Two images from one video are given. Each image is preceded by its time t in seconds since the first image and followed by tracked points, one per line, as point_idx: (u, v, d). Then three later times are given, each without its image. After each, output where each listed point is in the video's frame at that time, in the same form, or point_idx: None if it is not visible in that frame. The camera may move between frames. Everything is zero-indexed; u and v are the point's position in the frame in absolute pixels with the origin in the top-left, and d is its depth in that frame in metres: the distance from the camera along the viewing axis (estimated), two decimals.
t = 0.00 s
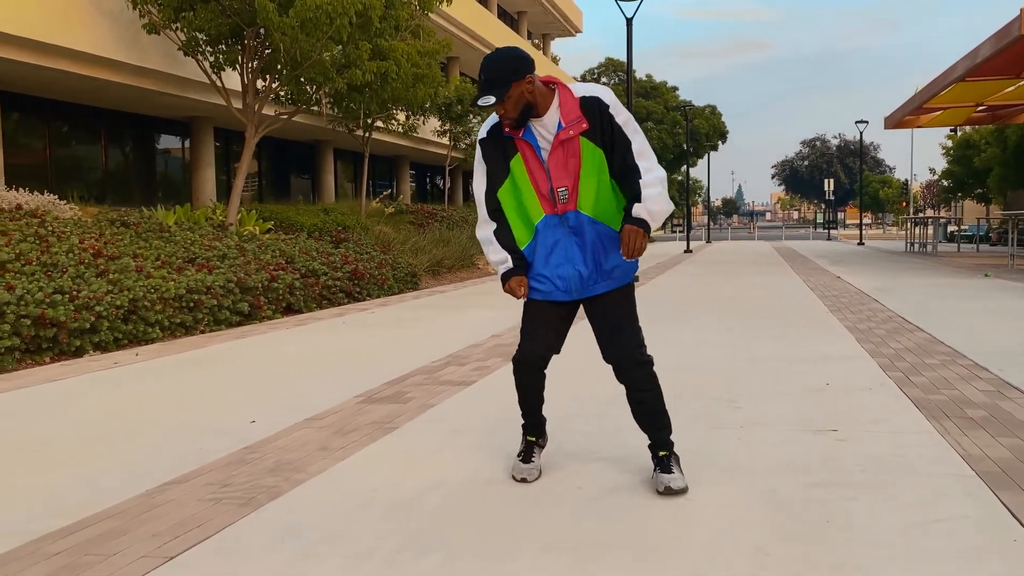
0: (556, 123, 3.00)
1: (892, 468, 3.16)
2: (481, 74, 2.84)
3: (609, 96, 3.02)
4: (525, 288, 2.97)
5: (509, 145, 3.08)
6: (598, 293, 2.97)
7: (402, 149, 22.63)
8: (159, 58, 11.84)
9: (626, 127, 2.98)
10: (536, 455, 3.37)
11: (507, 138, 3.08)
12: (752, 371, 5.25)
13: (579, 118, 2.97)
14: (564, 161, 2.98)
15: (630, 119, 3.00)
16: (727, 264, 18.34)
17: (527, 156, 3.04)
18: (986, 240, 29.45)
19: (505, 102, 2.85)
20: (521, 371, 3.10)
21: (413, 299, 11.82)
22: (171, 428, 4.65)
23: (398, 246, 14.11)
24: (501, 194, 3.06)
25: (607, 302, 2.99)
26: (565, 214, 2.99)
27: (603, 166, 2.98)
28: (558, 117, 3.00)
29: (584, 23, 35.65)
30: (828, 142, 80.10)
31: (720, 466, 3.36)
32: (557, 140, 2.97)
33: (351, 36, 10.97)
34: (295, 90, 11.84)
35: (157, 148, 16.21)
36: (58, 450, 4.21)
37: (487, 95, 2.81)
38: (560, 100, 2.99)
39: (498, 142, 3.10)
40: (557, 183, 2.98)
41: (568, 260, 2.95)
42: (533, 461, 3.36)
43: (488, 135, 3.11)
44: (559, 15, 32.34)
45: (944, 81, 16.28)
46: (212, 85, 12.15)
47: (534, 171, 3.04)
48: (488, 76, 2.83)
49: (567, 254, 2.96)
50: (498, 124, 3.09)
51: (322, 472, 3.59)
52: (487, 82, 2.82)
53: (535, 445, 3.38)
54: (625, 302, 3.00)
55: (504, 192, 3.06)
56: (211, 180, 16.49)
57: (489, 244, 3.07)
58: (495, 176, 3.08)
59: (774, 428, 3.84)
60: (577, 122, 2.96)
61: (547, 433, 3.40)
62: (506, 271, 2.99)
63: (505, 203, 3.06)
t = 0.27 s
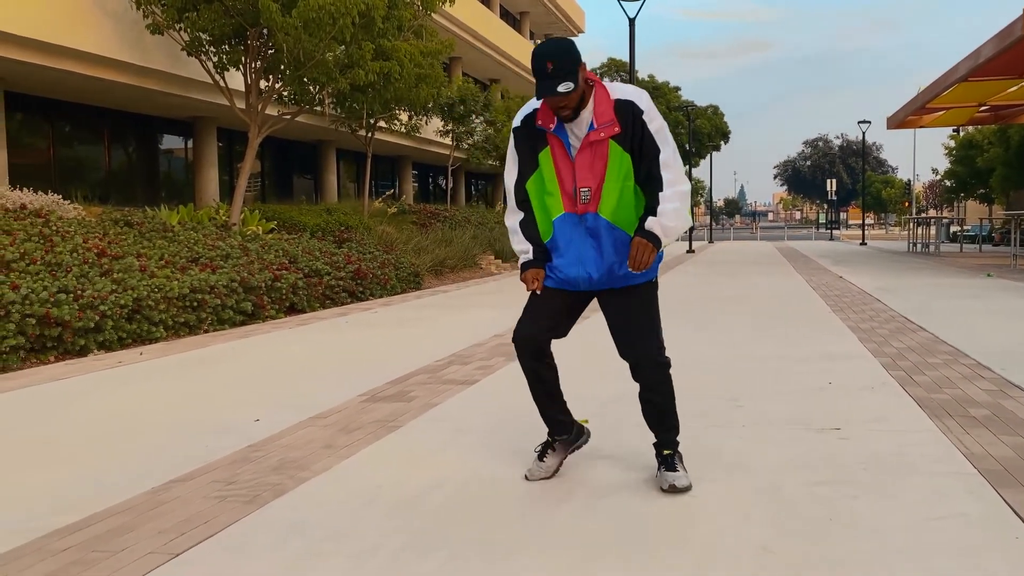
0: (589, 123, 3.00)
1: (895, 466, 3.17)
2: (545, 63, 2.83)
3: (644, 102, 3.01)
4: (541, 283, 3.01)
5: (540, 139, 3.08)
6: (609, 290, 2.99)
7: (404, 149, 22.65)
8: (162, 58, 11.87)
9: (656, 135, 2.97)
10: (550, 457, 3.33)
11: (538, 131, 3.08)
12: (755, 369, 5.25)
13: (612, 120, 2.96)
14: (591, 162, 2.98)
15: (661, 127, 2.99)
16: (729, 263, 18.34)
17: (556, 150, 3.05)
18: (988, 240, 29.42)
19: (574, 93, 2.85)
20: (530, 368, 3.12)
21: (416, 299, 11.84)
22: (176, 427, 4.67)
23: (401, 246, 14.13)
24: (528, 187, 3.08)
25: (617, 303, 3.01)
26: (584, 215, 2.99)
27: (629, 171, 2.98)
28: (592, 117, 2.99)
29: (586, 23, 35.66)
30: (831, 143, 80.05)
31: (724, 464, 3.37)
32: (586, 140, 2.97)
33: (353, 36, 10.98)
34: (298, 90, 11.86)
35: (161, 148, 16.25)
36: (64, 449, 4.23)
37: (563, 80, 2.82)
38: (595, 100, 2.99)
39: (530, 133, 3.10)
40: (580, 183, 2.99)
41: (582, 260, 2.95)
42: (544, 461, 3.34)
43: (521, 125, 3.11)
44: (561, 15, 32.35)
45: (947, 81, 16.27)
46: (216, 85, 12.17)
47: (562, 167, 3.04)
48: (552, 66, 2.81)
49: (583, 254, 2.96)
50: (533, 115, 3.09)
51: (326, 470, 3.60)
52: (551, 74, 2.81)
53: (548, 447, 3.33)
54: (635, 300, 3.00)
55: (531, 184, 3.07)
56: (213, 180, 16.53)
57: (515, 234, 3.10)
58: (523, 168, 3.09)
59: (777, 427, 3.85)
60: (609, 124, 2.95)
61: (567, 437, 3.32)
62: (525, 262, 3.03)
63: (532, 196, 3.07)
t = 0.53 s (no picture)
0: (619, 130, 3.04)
1: (894, 466, 3.19)
2: (610, 60, 2.88)
3: (677, 116, 3.01)
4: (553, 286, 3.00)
5: (568, 139, 3.11)
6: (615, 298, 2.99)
7: (406, 150, 22.68)
8: (164, 59, 11.90)
9: (681, 153, 2.97)
10: (560, 464, 3.35)
11: (567, 130, 3.11)
12: (757, 370, 5.27)
13: (642, 130, 2.98)
14: (615, 169, 3.01)
15: (687, 145, 2.98)
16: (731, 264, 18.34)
17: (581, 154, 3.09)
18: (990, 240, 29.40)
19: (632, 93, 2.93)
20: (541, 369, 3.14)
21: (417, 299, 11.87)
22: (178, 427, 4.68)
23: (402, 247, 14.15)
24: (551, 186, 3.10)
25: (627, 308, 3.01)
26: (601, 222, 2.99)
27: (649, 185, 2.98)
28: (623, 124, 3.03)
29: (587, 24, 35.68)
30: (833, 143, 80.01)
31: (724, 463, 3.38)
32: (614, 146, 3.00)
33: (355, 37, 11.01)
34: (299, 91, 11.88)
35: (163, 149, 16.28)
36: (68, 448, 4.25)
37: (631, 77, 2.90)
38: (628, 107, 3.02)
39: (559, 134, 3.13)
40: (602, 189, 3.00)
41: (596, 267, 2.95)
42: (553, 466, 3.35)
43: (552, 123, 3.14)
44: (563, 15, 32.37)
45: (949, 81, 16.26)
46: (217, 87, 12.19)
47: (585, 170, 3.08)
48: (616, 64, 2.87)
49: (597, 261, 2.95)
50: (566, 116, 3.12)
51: (328, 470, 3.62)
52: (616, 70, 2.87)
53: (563, 455, 3.35)
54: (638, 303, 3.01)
55: (555, 184, 3.08)
56: (215, 181, 16.56)
57: (535, 232, 3.10)
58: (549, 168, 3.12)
59: (777, 427, 3.86)
60: (638, 133, 2.98)
61: (586, 455, 3.33)
62: (541, 263, 3.02)
63: (555, 195, 3.08)
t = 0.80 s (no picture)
0: (647, 134, 3.05)
1: (888, 464, 3.21)
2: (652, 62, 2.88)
3: (703, 126, 3.01)
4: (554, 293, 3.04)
5: (593, 142, 3.13)
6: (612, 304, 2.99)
7: (404, 150, 22.69)
8: (163, 60, 11.91)
9: (698, 165, 2.96)
10: (556, 460, 3.36)
11: (593, 132, 3.13)
12: (753, 369, 5.29)
13: (669, 136, 2.98)
14: (639, 172, 3.00)
15: (703, 158, 2.97)
16: (729, 263, 18.35)
17: (605, 156, 3.08)
18: (988, 240, 29.45)
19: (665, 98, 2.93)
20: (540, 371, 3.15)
21: (416, 300, 11.88)
22: (177, 427, 4.70)
23: (401, 247, 14.16)
24: (572, 187, 3.13)
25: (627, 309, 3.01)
26: (620, 226, 2.99)
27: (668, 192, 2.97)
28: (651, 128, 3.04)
29: (586, 24, 35.70)
30: (831, 143, 80.05)
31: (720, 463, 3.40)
32: (640, 150, 2.99)
33: (353, 37, 11.02)
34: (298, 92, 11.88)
35: (161, 150, 16.29)
36: (63, 449, 4.26)
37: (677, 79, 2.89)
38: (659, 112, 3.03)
39: (584, 135, 3.15)
40: (623, 193, 3.00)
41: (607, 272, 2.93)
42: (549, 462, 3.36)
43: (578, 124, 3.15)
44: (561, 16, 32.38)
45: (946, 81, 16.29)
46: (216, 87, 12.20)
47: (607, 172, 3.06)
48: (660, 66, 2.87)
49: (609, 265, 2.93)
50: (593, 117, 3.13)
51: (325, 469, 3.64)
52: (660, 72, 2.87)
53: (559, 451, 3.37)
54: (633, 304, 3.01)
55: (576, 185, 3.11)
56: (214, 181, 16.57)
57: (544, 234, 3.16)
58: (572, 169, 3.14)
59: (773, 426, 3.88)
60: (665, 138, 2.98)
61: (582, 453, 3.34)
62: (543, 268, 3.07)
63: (575, 196, 3.11)
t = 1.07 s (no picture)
0: (625, 130, 3.07)
1: (877, 462, 3.24)
2: (621, 59, 2.92)
3: (680, 121, 3.06)
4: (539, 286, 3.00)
5: (571, 139, 3.11)
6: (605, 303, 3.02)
7: (402, 150, 22.69)
8: (159, 60, 11.91)
9: (676, 160, 3.02)
10: (545, 459, 3.37)
11: (571, 129, 3.12)
12: (746, 368, 5.31)
13: (648, 131, 3.02)
14: (621, 169, 3.02)
15: (680, 152, 3.03)
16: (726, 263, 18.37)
17: (586, 152, 3.07)
18: (985, 239, 29.52)
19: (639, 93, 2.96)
20: (530, 369, 3.17)
21: (412, 299, 11.90)
22: (171, 427, 4.71)
23: (398, 247, 14.17)
24: (552, 184, 3.09)
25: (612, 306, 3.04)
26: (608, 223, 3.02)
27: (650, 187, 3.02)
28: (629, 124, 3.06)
29: (583, 24, 35.70)
30: (828, 142, 80.10)
31: (710, 462, 3.42)
32: (621, 146, 3.02)
33: (349, 38, 11.03)
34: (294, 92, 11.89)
35: (158, 150, 16.29)
36: (58, 449, 4.28)
37: (642, 75, 2.92)
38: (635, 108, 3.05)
39: (561, 132, 3.13)
40: (608, 190, 3.03)
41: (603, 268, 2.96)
42: (538, 462, 3.37)
43: (555, 122, 3.13)
44: (558, 15, 32.38)
45: (942, 81, 16.34)
46: (212, 88, 12.20)
47: (588, 168, 3.06)
48: (629, 62, 2.91)
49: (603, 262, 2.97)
50: (569, 115, 3.12)
51: (318, 469, 3.65)
52: (628, 69, 2.91)
53: (548, 450, 3.38)
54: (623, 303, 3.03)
55: (556, 183, 3.09)
56: (211, 182, 16.57)
57: (523, 228, 3.10)
58: (551, 166, 3.12)
59: (763, 425, 3.91)
60: (644, 134, 3.01)
61: (569, 449, 3.36)
62: (526, 262, 3.00)
63: (556, 194, 3.08)
